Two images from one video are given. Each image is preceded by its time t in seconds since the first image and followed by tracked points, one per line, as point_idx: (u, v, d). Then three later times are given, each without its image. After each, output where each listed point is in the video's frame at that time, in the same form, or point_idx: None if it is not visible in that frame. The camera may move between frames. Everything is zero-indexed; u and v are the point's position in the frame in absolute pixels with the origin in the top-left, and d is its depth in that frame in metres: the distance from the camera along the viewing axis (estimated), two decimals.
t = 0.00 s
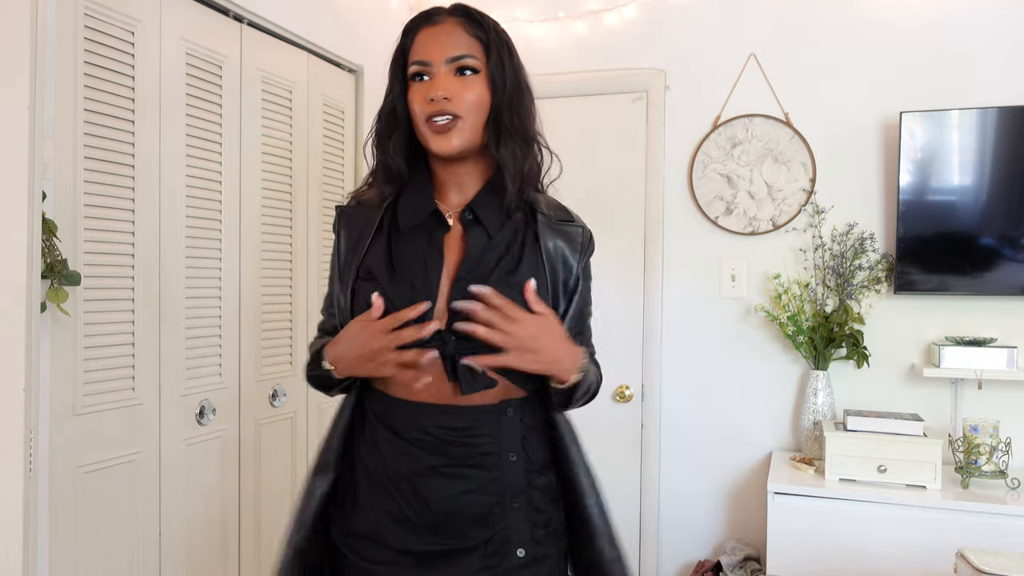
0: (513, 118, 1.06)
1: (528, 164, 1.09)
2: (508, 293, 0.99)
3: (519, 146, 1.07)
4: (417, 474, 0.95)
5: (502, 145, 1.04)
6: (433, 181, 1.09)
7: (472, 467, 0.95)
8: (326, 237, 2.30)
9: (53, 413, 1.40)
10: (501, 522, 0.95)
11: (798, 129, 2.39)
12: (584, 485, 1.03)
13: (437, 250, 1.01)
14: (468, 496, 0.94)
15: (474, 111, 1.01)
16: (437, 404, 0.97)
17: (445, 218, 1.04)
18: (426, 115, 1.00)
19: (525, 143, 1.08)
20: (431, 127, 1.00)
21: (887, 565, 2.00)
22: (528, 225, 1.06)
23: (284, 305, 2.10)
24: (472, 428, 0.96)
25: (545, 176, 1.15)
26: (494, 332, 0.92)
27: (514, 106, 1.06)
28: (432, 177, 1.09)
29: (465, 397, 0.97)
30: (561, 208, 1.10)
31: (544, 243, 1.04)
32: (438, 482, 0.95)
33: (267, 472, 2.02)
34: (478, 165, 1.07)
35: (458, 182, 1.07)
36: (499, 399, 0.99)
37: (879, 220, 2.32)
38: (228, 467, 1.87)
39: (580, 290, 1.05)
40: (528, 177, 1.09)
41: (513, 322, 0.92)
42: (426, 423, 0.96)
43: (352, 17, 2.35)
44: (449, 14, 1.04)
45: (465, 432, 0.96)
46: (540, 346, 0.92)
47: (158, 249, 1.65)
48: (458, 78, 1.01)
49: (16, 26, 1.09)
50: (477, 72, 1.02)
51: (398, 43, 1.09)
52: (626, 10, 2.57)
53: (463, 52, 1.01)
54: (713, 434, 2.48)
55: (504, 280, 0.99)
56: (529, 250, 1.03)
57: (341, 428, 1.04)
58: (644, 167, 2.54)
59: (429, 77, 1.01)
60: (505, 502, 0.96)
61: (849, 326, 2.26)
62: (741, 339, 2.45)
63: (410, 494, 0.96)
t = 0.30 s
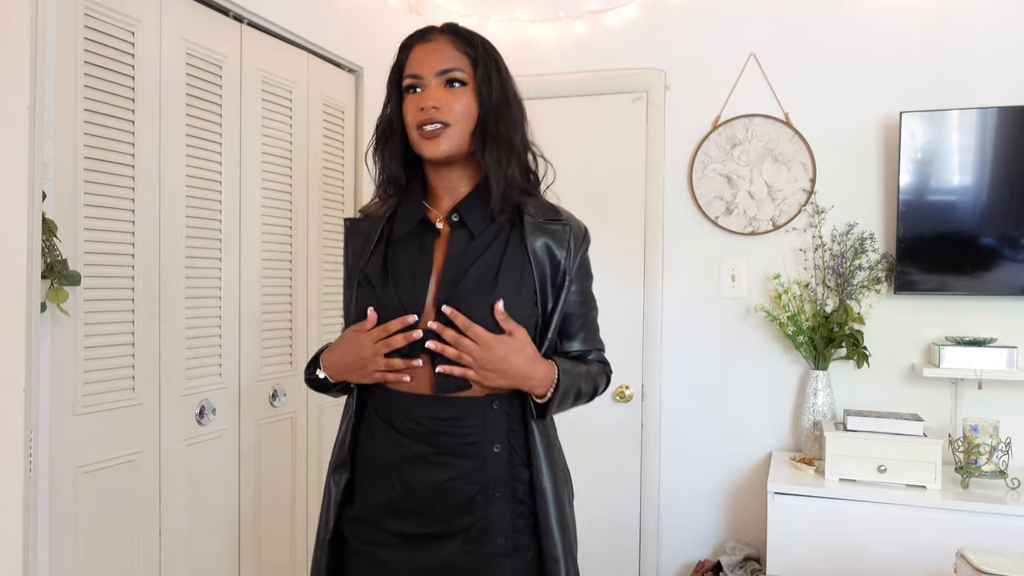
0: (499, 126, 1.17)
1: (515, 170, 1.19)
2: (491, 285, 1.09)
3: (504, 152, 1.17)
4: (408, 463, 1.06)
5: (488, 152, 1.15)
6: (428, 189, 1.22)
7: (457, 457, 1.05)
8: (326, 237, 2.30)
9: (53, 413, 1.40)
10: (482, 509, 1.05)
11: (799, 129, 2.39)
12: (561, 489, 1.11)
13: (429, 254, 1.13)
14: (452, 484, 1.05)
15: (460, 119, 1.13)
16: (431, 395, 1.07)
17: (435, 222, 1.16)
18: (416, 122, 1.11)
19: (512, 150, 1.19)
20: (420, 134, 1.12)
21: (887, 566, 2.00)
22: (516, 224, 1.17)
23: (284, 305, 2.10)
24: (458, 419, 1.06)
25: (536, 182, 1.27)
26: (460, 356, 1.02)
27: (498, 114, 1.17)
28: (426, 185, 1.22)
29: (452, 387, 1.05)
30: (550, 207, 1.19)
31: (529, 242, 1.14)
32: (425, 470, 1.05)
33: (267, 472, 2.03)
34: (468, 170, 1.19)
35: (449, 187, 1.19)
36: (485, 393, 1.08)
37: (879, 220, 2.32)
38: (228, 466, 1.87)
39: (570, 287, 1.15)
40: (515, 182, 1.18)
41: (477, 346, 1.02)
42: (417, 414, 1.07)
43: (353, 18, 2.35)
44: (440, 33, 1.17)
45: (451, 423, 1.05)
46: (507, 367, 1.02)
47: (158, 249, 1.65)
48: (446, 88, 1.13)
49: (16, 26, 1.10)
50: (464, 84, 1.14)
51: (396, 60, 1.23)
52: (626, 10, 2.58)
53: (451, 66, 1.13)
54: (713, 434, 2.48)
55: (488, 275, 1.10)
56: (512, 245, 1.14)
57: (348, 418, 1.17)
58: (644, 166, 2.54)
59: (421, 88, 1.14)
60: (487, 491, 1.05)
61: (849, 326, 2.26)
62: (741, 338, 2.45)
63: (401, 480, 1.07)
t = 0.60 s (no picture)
0: (485, 149, 1.25)
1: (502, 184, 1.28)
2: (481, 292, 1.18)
3: (487, 172, 1.25)
4: (407, 443, 1.17)
5: (476, 169, 1.24)
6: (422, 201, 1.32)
7: (452, 440, 1.15)
8: (326, 237, 2.30)
9: (53, 413, 1.40)
10: (471, 487, 1.15)
11: (799, 130, 2.39)
12: (545, 472, 1.21)
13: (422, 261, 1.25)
14: (445, 464, 1.15)
15: (450, 142, 1.22)
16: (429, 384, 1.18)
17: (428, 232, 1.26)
18: (409, 144, 1.21)
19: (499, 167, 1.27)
20: (413, 153, 1.22)
21: (887, 566, 2.00)
22: (500, 231, 1.25)
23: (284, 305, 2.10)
24: (451, 407, 1.15)
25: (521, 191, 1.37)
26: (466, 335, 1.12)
27: (486, 136, 1.25)
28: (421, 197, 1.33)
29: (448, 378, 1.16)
30: (532, 212, 1.28)
31: (512, 246, 1.23)
32: (422, 451, 1.16)
33: (267, 471, 2.03)
34: (455, 186, 1.28)
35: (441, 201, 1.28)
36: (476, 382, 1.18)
37: (879, 219, 2.32)
38: (228, 465, 1.87)
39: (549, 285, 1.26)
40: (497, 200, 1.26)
41: (484, 324, 1.11)
42: (417, 403, 1.17)
43: (353, 18, 2.36)
44: (437, 60, 1.25)
45: (445, 411, 1.15)
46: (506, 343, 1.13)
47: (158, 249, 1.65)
48: (437, 113, 1.22)
49: (16, 26, 1.10)
50: (455, 109, 1.23)
51: (397, 82, 1.32)
52: (626, 10, 2.58)
53: (443, 93, 1.22)
54: (712, 433, 2.49)
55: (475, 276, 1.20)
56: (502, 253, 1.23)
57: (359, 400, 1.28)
58: (644, 166, 2.54)
59: (415, 111, 1.23)
60: (476, 472, 1.15)
61: (849, 326, 2.26)
62: (741, 338, 2.45)
63: (400, 457, 1.18)
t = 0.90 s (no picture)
0: (488, 154, 1.30)
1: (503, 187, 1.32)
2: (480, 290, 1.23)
3: (491, 176, 1.30)
4: (419, 426, 1.20)
5: (479, 173, 1.29)
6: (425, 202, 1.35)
7: (464, 421, 1.19)
8: (327, 237, 2.30)
9: (53, 414, 1.40)
10: (481, 464, 1.20)
11: (799, 130, 2.39)
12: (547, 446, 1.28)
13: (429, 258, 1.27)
14: (458, 444, 1.19)
15: (455, 147, 1.26)
16: (438, 372, 1.21)
17: (433, 231, 1.29)
18: (417, 149, 1.25)
19: (500, 170, 1.32)
20: (420, 158, 1.25)
21: (887, 566, 1.99)
22: (501, 232, 1.29)
23: (284, 305, 2.10)
24: (462, 390, 1.20)
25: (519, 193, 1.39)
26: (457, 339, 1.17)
27: (489, 142, 1.30)
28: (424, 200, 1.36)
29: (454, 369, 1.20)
30: (529, 215, 1.32)
31: (512, 245, 1.28)
32: (435, 432, 1.19)
33: (267, 471, 2.03)
34: (459, 187, 1.31)
35: (444, 202, 1.31)
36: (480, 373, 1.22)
37: (879, 220, 2.32)
38: (228, 465, 1.87)
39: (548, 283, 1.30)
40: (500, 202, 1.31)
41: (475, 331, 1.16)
42: (428, 387, 1.20)
43: (353, 18, 2.35)
44: (443, 71, 1.29)
45: (456, 393, 1.19)
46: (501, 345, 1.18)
47: (158, 249, 1.65)
48: (444, 121, 1.26)
49: (17, 25, 1.10)
50: (460, 117, 1.27)
51: (403, 92, 1.36)
52: (626, 10, 2.58)
53: (449, 102, 1.27)
54: (712, 434, 2.48)
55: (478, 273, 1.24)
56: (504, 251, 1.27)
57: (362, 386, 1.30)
58: (644, 166, 2.54)
59: (422, 119, 1.27)
60: (485, 449, 1.20)
61: (849, 326, 2.26)
62: (741, 338, 2.45)
63: (411, 440, 1.21)
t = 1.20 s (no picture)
0: (505, 163, 1.32)
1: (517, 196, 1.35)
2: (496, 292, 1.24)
3: (507, 183, 1.32)
4: (430, 420, 1.21)
5: (495, 180, 1.31)
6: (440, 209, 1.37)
7: (475, 416, 1.22)
8: (327, 237, 2.30)
9: (53, 414, 1.40)
10: (493, 459, 1.22)
11: (799, 130, 2.39)
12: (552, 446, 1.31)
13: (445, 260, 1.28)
14: (469, 439, 1.21)
15: (474, 154, 1.28)
16: (451, 364, 1.23)
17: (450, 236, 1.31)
18: (438, 155, 1.27)
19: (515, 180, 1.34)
20: (441, 164, 1.28)
21: (887, 566, 1.99)
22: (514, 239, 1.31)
23: (284, 305, 2.10)
24: (472, 384, 1.22)
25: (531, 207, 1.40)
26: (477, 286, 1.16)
27: (505, 153, 1.33)
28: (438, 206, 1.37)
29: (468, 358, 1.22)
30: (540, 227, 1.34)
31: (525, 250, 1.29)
32: (448, 426, 1.20)
33: (267, 471, 2.02)
34: (477, 195, 1.33)
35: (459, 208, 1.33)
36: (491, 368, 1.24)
37: (880, 220, 2.32)
38: (228, 465, 1.87)
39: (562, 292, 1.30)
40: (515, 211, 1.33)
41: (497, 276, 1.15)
42: (442, 378, 1.22)
43: (353, 18, 2.35)
44: (462, 84, 1.33)
45: (467, 387, 1.22)
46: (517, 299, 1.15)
47: (158, 249, 1.65)
48: (463, 129, 1.29)
49: (17, 26, 1.10)
50: (479, 127, 1.30)
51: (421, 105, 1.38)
52: (626, 10, 2.58)
53: (468, 112, 1.29)
54: (713, 434, 2.48)
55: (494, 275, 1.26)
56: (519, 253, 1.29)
57: (368, 382, 1.31)
58: (645, 166, 2.54)
59: (443, 127, 1.30)
60: (496, 444, 1.22)
61: (849, 326, 2.26)
62: (741, 339, 2.45)
63: (423, 435, 1.21)
